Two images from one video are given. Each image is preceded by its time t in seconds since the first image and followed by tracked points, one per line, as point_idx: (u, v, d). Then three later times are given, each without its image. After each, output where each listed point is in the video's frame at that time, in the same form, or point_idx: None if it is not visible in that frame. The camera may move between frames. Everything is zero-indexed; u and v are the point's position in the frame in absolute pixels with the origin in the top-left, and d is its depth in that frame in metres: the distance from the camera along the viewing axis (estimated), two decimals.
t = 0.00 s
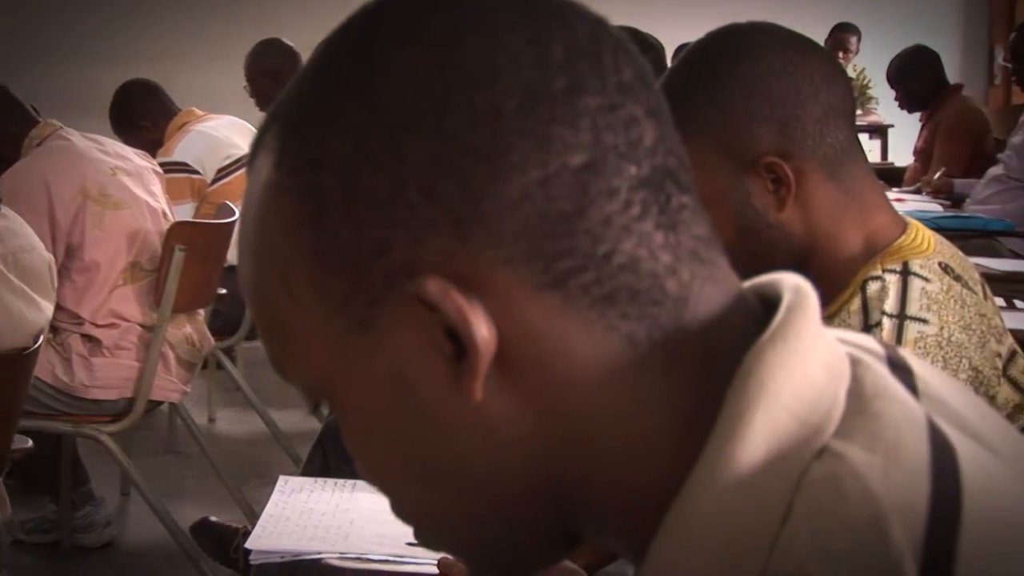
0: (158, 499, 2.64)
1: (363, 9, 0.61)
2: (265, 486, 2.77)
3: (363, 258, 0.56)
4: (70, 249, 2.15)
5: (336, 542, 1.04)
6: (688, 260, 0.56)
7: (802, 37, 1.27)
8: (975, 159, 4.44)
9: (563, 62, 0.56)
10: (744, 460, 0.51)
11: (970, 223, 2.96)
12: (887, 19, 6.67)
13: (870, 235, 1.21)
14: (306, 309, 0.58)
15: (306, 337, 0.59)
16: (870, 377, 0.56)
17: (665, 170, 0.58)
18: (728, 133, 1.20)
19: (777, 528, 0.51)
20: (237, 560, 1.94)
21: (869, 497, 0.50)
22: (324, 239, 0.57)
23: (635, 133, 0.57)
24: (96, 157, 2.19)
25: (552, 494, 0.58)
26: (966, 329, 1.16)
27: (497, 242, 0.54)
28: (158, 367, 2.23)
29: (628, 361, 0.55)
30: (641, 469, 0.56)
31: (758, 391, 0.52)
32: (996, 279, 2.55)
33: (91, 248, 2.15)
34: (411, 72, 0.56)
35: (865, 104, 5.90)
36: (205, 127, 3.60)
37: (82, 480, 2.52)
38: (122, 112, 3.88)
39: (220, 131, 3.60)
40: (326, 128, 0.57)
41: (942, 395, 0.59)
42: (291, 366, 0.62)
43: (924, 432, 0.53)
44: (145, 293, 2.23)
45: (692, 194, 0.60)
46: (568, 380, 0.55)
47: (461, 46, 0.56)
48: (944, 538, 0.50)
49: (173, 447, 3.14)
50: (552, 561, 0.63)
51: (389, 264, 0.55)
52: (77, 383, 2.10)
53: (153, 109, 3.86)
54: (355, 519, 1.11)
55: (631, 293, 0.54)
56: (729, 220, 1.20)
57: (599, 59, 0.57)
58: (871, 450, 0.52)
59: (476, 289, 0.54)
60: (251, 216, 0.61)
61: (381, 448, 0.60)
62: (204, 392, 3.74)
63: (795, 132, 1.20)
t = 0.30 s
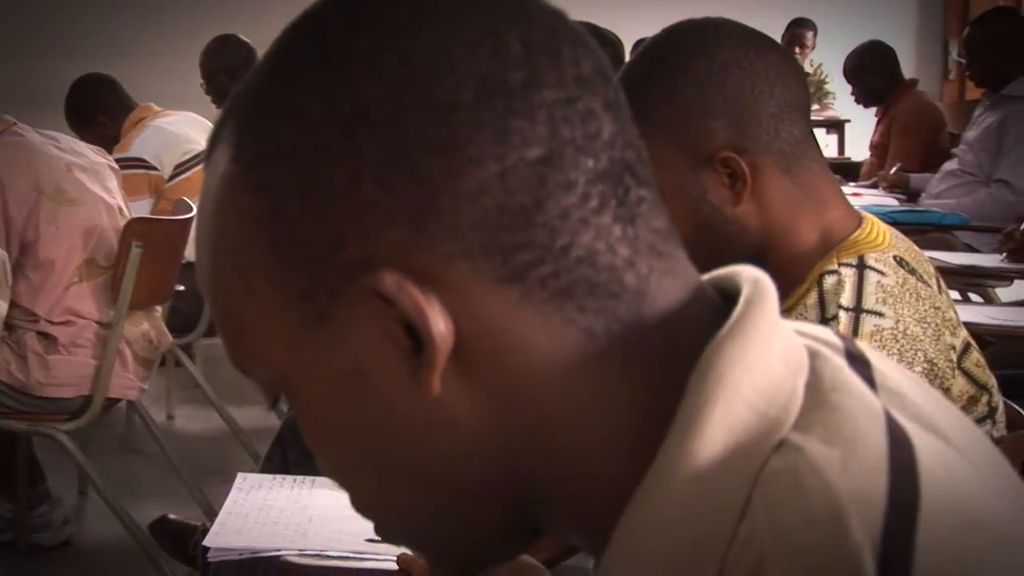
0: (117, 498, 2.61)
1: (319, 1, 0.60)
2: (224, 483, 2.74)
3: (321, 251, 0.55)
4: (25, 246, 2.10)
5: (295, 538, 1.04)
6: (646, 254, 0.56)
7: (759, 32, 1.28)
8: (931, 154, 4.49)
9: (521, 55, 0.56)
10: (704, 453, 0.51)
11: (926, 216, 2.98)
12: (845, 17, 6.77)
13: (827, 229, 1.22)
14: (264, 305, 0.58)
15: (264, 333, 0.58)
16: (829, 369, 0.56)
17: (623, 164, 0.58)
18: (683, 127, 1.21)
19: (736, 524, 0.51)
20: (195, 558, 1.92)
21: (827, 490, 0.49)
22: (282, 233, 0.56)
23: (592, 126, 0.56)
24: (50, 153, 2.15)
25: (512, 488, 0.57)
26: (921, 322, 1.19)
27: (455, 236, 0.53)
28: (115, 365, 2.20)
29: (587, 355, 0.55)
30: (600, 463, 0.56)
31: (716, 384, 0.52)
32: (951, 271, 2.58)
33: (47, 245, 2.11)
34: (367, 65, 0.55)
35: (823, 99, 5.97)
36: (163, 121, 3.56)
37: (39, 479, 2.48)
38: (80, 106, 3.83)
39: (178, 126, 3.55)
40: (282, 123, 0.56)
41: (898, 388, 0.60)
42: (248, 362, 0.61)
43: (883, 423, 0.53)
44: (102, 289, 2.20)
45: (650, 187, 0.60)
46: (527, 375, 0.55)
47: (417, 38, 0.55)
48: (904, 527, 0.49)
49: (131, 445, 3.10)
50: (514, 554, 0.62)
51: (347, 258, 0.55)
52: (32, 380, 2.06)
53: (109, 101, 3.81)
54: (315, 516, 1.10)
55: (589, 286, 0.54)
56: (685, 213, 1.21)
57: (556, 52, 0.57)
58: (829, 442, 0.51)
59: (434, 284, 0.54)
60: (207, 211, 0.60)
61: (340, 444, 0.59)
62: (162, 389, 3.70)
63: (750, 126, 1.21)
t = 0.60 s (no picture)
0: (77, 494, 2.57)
1: None
2: (185, 478, 2.71)
3: (280, 242, 0.55)
4: None
5: (254, 533, 1.02)
6: (606, 245, 0.56)
7: (719, 24, 1.29)
8: (887, 145, 4.55)
9: (482, 44, 0.55)
10: (666, 443, 0.51)
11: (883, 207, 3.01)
12: (802, 10, 6.83)
13: (785, 220, 1.23)
14: (222, 295, 0.57)
15: (222, 323, 0.58)
16: (789, 360, 0.56)
17: (584, 155, 0.58)
18: (643, 118, 1.23)
19: (697, 516, 0.50)
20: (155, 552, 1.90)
21: (788, 478, 0.49)
22: (241, 223, 0.56)
23: (553, 116, 0.56)
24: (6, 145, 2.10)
25: (473, 479, 0.57)
26: (879, 312, 1.17)
27: (416, 226, 0.53)
28: (73, 359, 2.17)
29: (549, 345, 0.54)
30: (562, 454, 0.55)
31: (676, 373, 0.52)
32: (908, 262, 2.62)
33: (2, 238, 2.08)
34: (327, 53, 0.55)
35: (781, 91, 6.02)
36: (120, 114, 3.52)
37: None
38: (35, 99, 3.76)
39: (135, 120, 3.52)
40: (240, 112, 0.56)
41: (857, 378, 0.61)
42: (207, 353, 0.60)
43: (844, 413, 0.53)
44: (59, 284, 2.16)
45: (611, 178, 0.60)
46: (487, 365, 0.54)
47: (377, 26, 0.55)
48: (867, 514, 0.48)
49: (88, 441, 3.06)
50: (475, 545, 0.62)
51: (307, 249, 0.54)
52: None
53: (65, 94, 3.75)
54: (275, 509, 1.09)
55: (550, 277, 0.54)
56: (645, 204, 1.23)
57: (518, 41, 0.57)
58: (790, 432, 0.51)
59: (393, 274, 0.53)
60: (164, 202, 0.59)
61: (299, 437, 0.58)
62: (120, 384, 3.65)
63: (708, 117, 1.23)
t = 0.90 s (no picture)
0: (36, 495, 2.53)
1: None
2: (149, 477, 2.69)
3: (237, 239, 0.54)
4: None
5: (216, 533, 1.01)
6: (566, 241, 0.56)
7: (679, 22, 1.30)
8: (848, 142, 4.58)
9: (441, 40, 0.55)
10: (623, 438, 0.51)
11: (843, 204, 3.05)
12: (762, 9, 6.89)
13: (744, 217, 1.24)
14: (179, 291, 0.56)
15: (179, 321, 0.57)
16: (747, 356, 0.57)
17: (543, 151, 0.58)
18: (602, 118, 1.24)
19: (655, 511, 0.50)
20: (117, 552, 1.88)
21: (744, 473, 0.49)
22: (199, 219, 0.55)
23: (513, 112, 0.56)
24: None
25: (435, 477, 0.57)
26: (837, 309, 1.17)
27: (374, 222, 0.53)
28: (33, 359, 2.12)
29: (508, 342, 0.54)
30: (522, 451, 0.55)
31: (634, 369, 0.52)
32: (867, 257, 2.65)
33: None
34: (285, 49, 0.54)
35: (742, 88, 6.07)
36: (79, 111, 3.50)
37: None
38: None
39: (95, 116, 3.51)
40: (198, 108, 0.55)
41: (815, 375, 0.61)
42: (163, 351, 0.59)
43: (801, 408, 0.54)
44: (18, 283, 2.13)
45: (571, 174, 0.60)
46: (446, 361, 0.54)
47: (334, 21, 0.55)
48: (824, 507, 0.49)
49: (48, 441, 3.02)
50: (436, 541, 0.62)
51: (265, 246, 0.54)
52: None
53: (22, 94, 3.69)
54: (237, 509, 1.09)
55: (509, 272, 0.54)
56: (602, 204, 1.25)
57: (477, 37, 0.57)
58: (747, 428, 0.51)
59: (353, 270, 0.53)
60: (121, 198, 0.59)
61: (259, 435, 0.58)
62: (81, 384, 3.61)
63: (667, 116, 1.24)
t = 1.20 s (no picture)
0: None
1: None
2: (111, 478, 2.65)
3: (195, 239, 0.54)
4: None
5: (179, 534, 1.00)
6: (525, 239, 0.56)
7: (640, 21, 1.31)
8: (810, 140, 4.61)
9: (399, 39, 0.55)
10: (583, 437, 0.51)
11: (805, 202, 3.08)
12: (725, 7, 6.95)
13: (706, 215, 1.25)
14: (137, 290, 0.56)
15: (137, 320, 0.56)
16: (707, 354, 0.57)
17: (502, 149, 0.58)
18: (565, 117, 1.24)
19: (615, 510, 0.50)
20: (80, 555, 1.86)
21: (704, 471, 0.49)
22: (156, 218, 0.55)
23: (472, 111, 0.56)
24: None
25: (395, 477, 0.57)
26: (798, 307, 1.18)
27: (333, 221, 0.53)
28: None
29: (468, 341, 0.54)
30: (483, 451, 0.55)
31: (594, 368, 0.52)
32: (829, 256, 2.67)
33: None
34: (242, 48, 0.54)
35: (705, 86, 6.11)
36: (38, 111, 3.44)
37: None
38: None
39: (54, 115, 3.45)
40: (155, 106, 0.55)
41: (775, 372, 0.62)
42: (121, 352, 0.58)
43: (760, 405, 0.54)
44: None
45: (530, 172, 0.60)
46: (406, 360, 0.54)
47: (292, 21, 0.54)
48: (782, 504, 0.49)
49: (7, 443, 2.97)
50: (398, 540, 0.62)
51: (223, 245, 0.53)
52: None
53: None
54: (199, 511, 1.07)
55: (468, 271, 0.54)
56: (564, 202, 1.25)
57: (435, 36, 0.57)
58: (706, 425, 0.52)
59: (311, 269, 0.53)
60: (77, 197, 0.58)
61: (218, 435, 0.58)
62: (41, 386, 3.56)
63: (630, 115, 1.25)
